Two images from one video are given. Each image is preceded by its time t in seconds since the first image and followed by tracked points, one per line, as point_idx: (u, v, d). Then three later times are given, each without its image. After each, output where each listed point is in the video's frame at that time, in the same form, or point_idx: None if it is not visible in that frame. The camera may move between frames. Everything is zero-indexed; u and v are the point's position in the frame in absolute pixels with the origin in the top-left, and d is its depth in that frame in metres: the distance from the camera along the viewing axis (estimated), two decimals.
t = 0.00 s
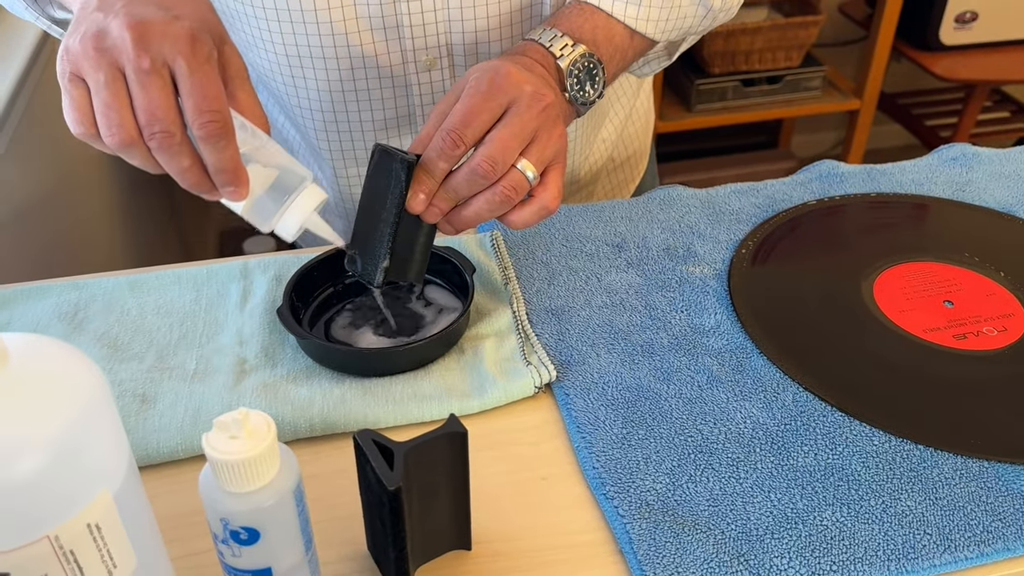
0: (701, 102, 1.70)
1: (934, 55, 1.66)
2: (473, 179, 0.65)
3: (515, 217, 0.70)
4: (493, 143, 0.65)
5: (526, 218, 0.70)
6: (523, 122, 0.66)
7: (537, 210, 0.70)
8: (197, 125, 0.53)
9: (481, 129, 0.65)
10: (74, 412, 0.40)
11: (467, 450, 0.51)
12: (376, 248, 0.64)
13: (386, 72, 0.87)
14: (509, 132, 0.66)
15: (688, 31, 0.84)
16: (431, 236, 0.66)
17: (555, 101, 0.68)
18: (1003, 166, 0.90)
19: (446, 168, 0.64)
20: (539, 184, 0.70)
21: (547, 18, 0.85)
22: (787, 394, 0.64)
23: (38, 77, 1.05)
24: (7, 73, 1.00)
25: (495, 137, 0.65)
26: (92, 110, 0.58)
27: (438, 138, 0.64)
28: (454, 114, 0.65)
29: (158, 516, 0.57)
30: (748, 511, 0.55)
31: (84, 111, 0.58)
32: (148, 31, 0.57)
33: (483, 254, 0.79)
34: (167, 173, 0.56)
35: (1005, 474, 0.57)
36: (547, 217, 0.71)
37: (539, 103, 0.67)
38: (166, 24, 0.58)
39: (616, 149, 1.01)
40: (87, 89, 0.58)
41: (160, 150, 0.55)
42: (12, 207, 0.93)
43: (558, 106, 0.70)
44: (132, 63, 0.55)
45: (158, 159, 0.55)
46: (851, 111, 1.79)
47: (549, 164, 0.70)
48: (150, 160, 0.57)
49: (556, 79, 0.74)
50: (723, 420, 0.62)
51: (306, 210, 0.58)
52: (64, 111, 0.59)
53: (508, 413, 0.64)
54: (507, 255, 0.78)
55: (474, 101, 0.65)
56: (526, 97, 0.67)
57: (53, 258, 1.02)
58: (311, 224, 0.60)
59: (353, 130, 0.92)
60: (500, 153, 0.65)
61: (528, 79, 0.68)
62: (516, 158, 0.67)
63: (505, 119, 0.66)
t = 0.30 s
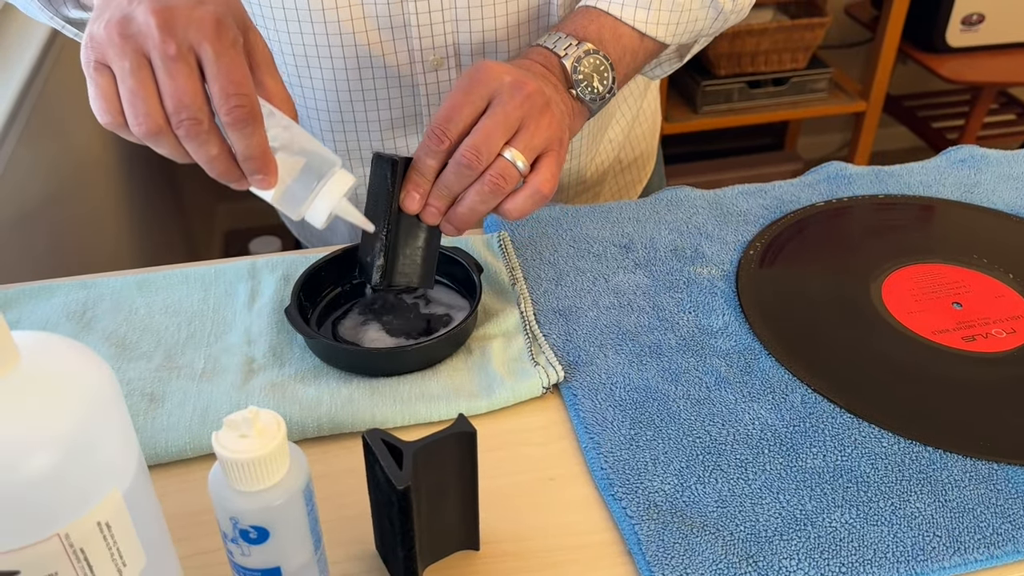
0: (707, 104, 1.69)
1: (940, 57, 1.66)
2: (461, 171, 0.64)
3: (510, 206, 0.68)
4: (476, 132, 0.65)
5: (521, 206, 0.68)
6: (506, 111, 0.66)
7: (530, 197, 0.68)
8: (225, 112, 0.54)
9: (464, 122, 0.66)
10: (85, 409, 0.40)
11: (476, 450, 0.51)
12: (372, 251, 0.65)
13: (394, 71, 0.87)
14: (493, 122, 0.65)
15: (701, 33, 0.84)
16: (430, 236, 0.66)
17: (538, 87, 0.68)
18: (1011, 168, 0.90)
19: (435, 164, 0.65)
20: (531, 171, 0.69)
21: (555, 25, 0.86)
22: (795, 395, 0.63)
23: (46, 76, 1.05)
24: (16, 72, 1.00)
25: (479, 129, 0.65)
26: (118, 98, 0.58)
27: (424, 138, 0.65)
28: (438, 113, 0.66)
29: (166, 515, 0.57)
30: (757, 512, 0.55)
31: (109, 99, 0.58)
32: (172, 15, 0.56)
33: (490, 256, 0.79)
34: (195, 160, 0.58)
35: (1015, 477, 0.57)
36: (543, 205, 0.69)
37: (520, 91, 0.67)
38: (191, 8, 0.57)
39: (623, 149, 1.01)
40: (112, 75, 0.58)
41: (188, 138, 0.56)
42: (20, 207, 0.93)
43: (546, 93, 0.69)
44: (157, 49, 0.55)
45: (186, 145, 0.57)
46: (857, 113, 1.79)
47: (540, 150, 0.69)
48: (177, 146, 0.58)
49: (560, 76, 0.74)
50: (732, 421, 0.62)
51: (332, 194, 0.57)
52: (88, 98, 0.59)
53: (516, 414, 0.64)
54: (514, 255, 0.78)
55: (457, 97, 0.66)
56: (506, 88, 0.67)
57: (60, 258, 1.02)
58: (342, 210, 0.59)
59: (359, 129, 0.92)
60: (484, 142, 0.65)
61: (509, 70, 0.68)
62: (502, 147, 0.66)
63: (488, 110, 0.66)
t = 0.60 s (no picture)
0: (711, 106, 1.70)
1: (945, 60, 1.66)
2: (464, 172, 0.65)
3: (514, 207, 0.68)
4: (480, 133, 0.65)
5: (525, 207, 0.68)
6: (510, 112, 0.66)
7: (534, 197, 0.68)
8: (232, 134, 0.55)
9: (468, 123, 0.66)
10: (93, 409, 0.40)
11: (482, 451, 0.51)
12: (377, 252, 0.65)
13: (402, 75, 0.88)
14: (497, 123, 0.65)
15: (706, 36, 0.84)
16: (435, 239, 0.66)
17: (542, 88, 0.68)
18: (1018, 170, 0.90)
19: (440, 166, 0.65)
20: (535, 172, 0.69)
21: (563, 26, 0.86)
22: (801, 397, 0.63)
23: (53, 76, 1.05)
24: (23, 72, 1.00)
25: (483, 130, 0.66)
26: (125, 119, 0.58)
27: (429, 139, 0.66)
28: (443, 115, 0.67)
29: (173, 514, 0.57)
30: (762, 513, 0.55)
31: (117, 120, 0.58)
32: (181, 37, 0.57)
33: (495, 257, 0.79)
34: (201, 181, 0.58)
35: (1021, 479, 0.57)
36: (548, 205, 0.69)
37: (524, 92, 0.67)
38: (200, 30, 0.58)
39: (629, 151, 1.01)
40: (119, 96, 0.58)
41: (195, 159, 0.56)
42: (26, 207, 0.93)
43: (551, 94, 0.69)
44: (166, 71, 0.56)
45: (193, 166, 0.57)
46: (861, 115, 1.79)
47: (545, 151, 0.69)
48: (184, 167, 0.59)
49: (567, 79, 0.74)
50: (737, 423, 0.62)
51: (339, 216, 0.59)
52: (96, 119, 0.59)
53: (521, 415, 0.64)
54: (519, 256, 0.78)
55: (462, 99, 0.66)
56: (511, 88, 0.67)
57: (66, 257, 1.03)
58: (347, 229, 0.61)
59: (368, 132, 0.92)
60: (487, 143, 0.65)
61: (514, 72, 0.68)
62: (507, 148, 0.66)
63: (492, 112, 0.66)
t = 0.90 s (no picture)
0: (715, 108, 1.70)
1: (949, 62, 1.66)
2: (471, 169, 0.65)
3: (519, 205, 0.69)
4: (488, 131, 0.65)
5: (529, 206, 0.69)
6: (518, 110, 0.66)
7: (539, 197, 0.69)
8: (238, 148, 0.55)
9: (476, 121, 0.66)
10: (101, 412, 0.40)
11: (489, 452, 0.51)
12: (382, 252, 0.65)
13: (407, 77, 0.88)
14: (505, 121, 0.66)
15: (715, 37, 0.84)
16: (439, 234, 0.66)
17: (552, 88, 0.68)
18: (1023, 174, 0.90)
19: (447, 162, 0.66)
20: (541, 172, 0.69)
21: (569, 30, 0.87)
22: (806, 400, 0.64)
23: (59, 79, 1.06)
24: (31, 73, 1.01)
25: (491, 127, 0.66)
26: (133, 130, 0.59)
27: (437, 135, 0.66)
28: (451, 111, 0.67)
29: (181, 514, 0.58)
30: (768, 516, 0.55)
31: (124, 131, 0.58)
32: (189, 51, 0.57)
33: (501, 259, 0.80)
34: (208, 194, 0.59)
35: None
36: (552, 205, 0.70)
37: (534, 91, 0.67)
38: (208, 44, 0.58)
39: (635, 153, 1.02)
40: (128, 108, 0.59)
41: (201, 172, 0.57)
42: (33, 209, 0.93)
43: (560, 94, 0.69)
44: (173, 84, 0.56)
45: (200, 179, 0.57)
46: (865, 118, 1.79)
47: (552, 151, 0.69)
48: (190, 179, 0.59)
49: (576, 81, 0.75)
50: (743, 425, 0.62)
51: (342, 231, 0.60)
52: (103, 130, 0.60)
53: (527, 416, 0.65)
54: (525, 258, 0.79)
55: (471, 96, 0.67)
56: (520, 87, 0.67)
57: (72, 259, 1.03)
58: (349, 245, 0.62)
59: (373, 134, 0.93)
60: (495, 141, 0.65)
61: (524, 71, 0.68)
62: (514, 146, 0.66)
63: (500, 110, 0.67)
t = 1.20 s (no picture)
0: (719, 109, 1.70)
1: (954, 64, 1.66)
2: (491, 199, 0.64)
3: (536, 234, 0.68)
4: (509, 162, 0.64)
5: (547, 235, 0.68)
6: (538, 139, 0.65)
7: (557, 226, 0.68)
8: (227, 105, 0.55)
9: (495, 149, 0.64)
10: (109, 409, 0.40)
11: (496, 451, 0.51)
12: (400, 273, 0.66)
13: (415, 76, 0.88)
14: (525, 150, 0.64)
15: (720, 43, 0.85)
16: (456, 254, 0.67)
17: (571, 116, 0.67)
18: None
19: (465, 189, 0.64)
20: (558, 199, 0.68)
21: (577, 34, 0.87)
22: (813, 400, 0.64)
23: (65, 77, 1.06)
24: (38, 71, 1.01)
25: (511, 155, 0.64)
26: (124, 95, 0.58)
27: (455, 161, 0.64)
28: (468, 135, 0.65)
29: (187, 512, 0.58)
30: (775, 516, 0.55)
31: (116, 96, 0.58)
32: (178, 14, 0.58)
33: (507, 259, 0.80)
34: (200, 158, 0.58)
35: None
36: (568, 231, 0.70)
37: (553, 120, 0.66)
38: (196, 8, 0.59)
39: (643, 154, 1.02)
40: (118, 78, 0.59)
41: (191, 133, 0.56)
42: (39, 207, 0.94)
43: (576, 120, 0.68)
44: (162, 47, 0.56)
45: (190, 143, 0.57)
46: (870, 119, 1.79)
47: (568, 179, 0.68)
48: (182, 144, 0.58)
49: (582, 91, 0.74)
50: (749, 425, 0.62)
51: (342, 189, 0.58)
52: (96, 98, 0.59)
53: (533, 415, 0.64)
54: (530, 258, 0.79)
55: (488, 122, 0.65)
56: (539, 114, 0.66)
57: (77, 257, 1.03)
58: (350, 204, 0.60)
59: (381, 133, 0.93)
60: (517, 172, 0.64)
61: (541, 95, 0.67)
62: (534, 175, 0.65)
63: (520, 137, 0.65)
